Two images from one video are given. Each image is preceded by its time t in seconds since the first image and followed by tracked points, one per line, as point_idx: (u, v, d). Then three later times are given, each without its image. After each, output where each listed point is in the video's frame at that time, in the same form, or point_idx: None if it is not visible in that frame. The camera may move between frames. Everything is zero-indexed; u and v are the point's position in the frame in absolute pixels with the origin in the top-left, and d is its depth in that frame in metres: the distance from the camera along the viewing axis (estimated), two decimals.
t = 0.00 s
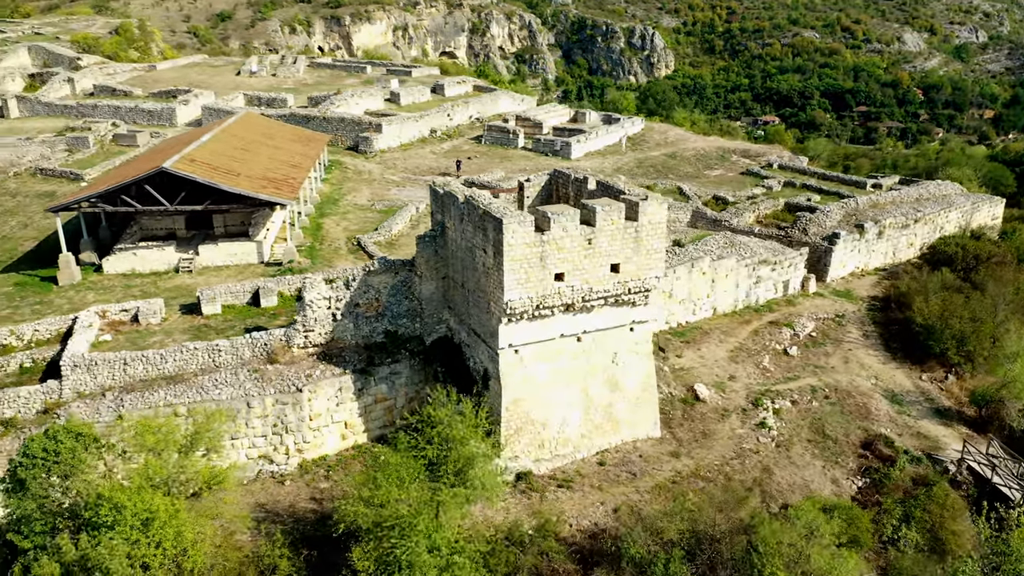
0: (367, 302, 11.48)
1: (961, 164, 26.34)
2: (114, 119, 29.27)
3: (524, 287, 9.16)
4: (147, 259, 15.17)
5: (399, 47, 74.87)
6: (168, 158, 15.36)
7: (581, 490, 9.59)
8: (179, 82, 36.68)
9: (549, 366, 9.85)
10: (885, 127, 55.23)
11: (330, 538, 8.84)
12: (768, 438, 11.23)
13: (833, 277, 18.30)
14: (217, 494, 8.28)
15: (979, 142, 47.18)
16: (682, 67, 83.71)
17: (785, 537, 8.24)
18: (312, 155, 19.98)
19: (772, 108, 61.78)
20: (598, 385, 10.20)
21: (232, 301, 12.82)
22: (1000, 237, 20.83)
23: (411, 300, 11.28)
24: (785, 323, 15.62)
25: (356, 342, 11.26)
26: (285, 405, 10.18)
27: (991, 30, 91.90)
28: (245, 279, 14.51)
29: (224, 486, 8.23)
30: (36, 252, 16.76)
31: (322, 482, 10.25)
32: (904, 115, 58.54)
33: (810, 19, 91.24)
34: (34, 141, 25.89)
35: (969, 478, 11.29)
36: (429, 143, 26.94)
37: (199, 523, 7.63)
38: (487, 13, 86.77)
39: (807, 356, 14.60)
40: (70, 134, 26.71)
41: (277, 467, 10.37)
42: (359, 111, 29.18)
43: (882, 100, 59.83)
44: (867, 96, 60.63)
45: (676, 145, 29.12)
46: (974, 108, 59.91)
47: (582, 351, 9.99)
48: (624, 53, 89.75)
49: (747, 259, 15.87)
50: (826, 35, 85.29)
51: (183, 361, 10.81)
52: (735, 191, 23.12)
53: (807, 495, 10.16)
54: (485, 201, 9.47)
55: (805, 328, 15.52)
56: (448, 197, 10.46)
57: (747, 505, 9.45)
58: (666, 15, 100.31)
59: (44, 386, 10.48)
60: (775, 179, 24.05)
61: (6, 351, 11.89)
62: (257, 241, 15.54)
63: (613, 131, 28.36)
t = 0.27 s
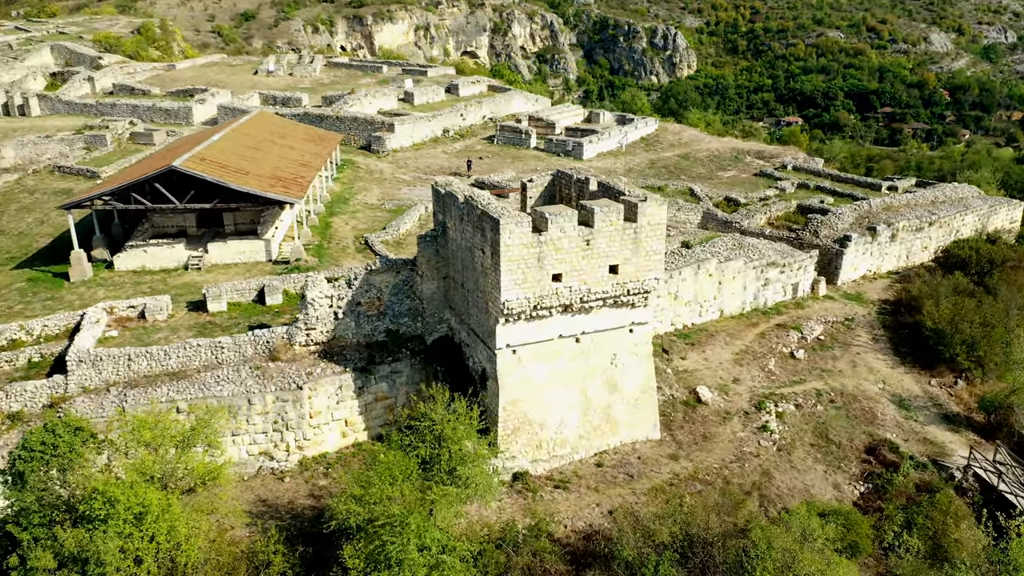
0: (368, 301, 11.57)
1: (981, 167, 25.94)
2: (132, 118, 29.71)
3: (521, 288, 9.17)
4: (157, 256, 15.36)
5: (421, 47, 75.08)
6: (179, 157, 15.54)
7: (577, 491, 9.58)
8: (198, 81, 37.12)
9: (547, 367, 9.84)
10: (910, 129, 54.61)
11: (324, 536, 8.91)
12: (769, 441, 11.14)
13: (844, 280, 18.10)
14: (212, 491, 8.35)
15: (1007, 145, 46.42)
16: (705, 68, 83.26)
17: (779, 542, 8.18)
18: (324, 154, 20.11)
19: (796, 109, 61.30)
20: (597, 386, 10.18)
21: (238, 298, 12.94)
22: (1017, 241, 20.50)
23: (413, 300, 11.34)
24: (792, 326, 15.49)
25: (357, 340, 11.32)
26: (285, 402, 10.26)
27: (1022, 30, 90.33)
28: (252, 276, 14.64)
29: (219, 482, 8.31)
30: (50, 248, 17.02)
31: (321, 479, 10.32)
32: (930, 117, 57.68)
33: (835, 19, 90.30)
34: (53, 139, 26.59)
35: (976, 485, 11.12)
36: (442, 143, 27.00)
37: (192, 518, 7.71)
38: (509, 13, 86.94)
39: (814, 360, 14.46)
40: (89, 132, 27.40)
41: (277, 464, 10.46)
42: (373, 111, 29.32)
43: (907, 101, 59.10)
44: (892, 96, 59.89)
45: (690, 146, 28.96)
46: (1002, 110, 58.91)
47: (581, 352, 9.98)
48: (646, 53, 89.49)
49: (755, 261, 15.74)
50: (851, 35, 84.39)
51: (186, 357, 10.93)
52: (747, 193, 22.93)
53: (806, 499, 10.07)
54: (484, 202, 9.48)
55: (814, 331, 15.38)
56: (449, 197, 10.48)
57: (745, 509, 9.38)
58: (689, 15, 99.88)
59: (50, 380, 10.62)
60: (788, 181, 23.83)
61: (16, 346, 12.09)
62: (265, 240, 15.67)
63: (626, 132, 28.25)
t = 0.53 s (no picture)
0: (371, 300, 11.41)
1: (1001, 170, 25.55)
2: (149, 117, 30.07)
3: (518, 288, 9.16)
4: (167, 253, 15.55)
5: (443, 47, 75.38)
6: (189, 155, 15.73)
7: (573, 492, 9.57)
8: (216, 80, 37.51)
9: (546, 367, 9.82)
10: (936, 131, 53.98)
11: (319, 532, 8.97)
12: (770, 445, 11.05)
13: (855, 284, 17.90)
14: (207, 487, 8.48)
15: None
16: (727, 68, 82.81)
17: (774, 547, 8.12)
18: (335, 154, 20.23)
19: (820, 110, 60.86)
20: (596, 387, 10.15)
21: (243, 296, 13.07)
22: None
23: (414, 299, 11.38)
24: (800, 329, 15.35)
25: (358, 339, 11.38)
26: (286, 400, 10.33)
27: None
28: (259, 274, 14.79)
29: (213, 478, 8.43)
30: (64, 245, 17.27)
31: (320, 476, 10.38)
32: (956, 118, 56.89)
33: (861, 19, 89.42)
34: (72, 137, 27.19)
35: (982, 492, 10.97)
36: (454, 143, 27.06)
37: (186, 513, 7.80)
38: (531, 13, 87.20)
39: (821, 363, 14.32)
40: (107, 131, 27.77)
41: (278, 461, 10.54)
42: (386, 111, 29.43)
43: (934, 102, 58.56)
44: (918, 98, 59.27)
45: (704, 147, 28.79)
46: None
47: (580, 353, 9.96)
48: (669, 53, 89.30)
49: (763, 263, 15.62)
50: (877, 36, 83.54)
51: (190, 354, 11.05)
52: (760, 194, 22.74)
53: (806, 504, 9.98)
54: (482, 201, 9.48)
55: (822, 334, 15.23)
56: (449, 197, 10.49)
57: (742, 512, 9.33)
58: (712, 15, 99.45)
59: (56, 375, 10.79)
60: (801, 182, 23.59)
61: (26, 340, 12.29)
62: (273, 238, 15.80)
63: (640, 132, 28.14)
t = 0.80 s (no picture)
0: (372, 298, 11.47)
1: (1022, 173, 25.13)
2: (167, 115, 30.41)
3: (515, 289, 9.16)
4: (177, 250, 15.72)
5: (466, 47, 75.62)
6: (199, 154, 15.90)
7: (569, 493, 9.55)
8: (234, 79, 37.87)
9: (544, 368, 9.82)
10: (963, 132, 53.25)
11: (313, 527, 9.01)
12: (771, 449, 10.96)
13: (866, 287, 17.69)
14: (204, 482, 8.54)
15: None
16: (751, 69, 82.22)
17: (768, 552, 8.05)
18: (346, 154, 20.36)
19: (844, 111, 60.32)
20: (594, 389, 10.13)
21: (249, 294, 13.19)
22: None
23: (416, 298, 11.42)
24: (808, 332, 15.21)
25: (360, 337, 11.45)
26: (287, 397, 10.41)
27: None
28: (267, 272, 14.92)
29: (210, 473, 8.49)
30: (78, 242, 17.52)
31: (320, 473, 10.44)
32: (984, 119, 56.04)
33: (887, 20, 88.44)
34: (91, 135, 27.70)
35: (987, 500, 10.83)
36: (467, 143, 27.11)
37: (180, 507, 7.89)
38: (553, 13, 87.27)
39: (828, 367, 14.17)
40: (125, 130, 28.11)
41: (278, 457, 10.62)
42: (400, 110, 29.53)
43: (961, 103, 57.78)
44: (945, 99, 58.59)
45: (718, 148, 28.59)
46: None
47: (578, 354, 9.95)
48: (691, 54, 88.98)
49: (771, 265, 15.50)
50: (903, 36, 82.61)
51: (193, 350, 11.17)
52: (772, 196, 22.52)
53: (805, 509, 9.89)
54: (481, 201, 9.48)
55: (830, 338, 15.08)
56: (450, 197, 10.54)
57: (739, 516, 9.27)
58: (736, 16, 98.77)
59: (63, 369, 10.95)
60: (815, 184, 23.34)
61: (36, 335, 12.48)
62: (282, 236, 15.92)
63: (653, 133, 28.00)
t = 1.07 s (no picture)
0: (374, 297, 11.57)
1: None
2: (184, 114, 30.76)
3: (512, 289, 9.17)
4: (187, 248, 15.91)
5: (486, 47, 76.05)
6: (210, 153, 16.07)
7: (565, 494, 9.54)
8: (252, 79, 38.20)
9: (541, 368, 9.82)
10: (991, 134, 52.42)
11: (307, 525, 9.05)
12: (772, 453, 10.88)
13: (877, 291, 17.48)
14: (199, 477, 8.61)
15: None
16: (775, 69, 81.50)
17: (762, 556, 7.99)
18: (357, 154, 20.47)
19: (869, 113, 59.71)
20: (592, 390, 10.12)
21: (255, 292, 13.32)
22: None
23: (418, 298, 11.46)
24: (815, 336, 15.06)
25: (362, 336, 11.52)
26: (288, 394, 10.50)
27: None
28: (274, 270, 15.06)
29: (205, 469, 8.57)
30: (91, 239, 17.78)
31: (319, 470, 10.51)
32: (1013, 122, 55.14)
33: (915, 21, 87.28)
34: (108, 133, 28.12)
35: (993, 508, 10.68)
36: (479, 143, 27.14)
37: (176, 502, 8.00)
38: (576, 13, 87.30)
39: (834, 372, 14.03)
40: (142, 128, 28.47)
41: (279, 454, 10.70)
42: (413, 110, 29.61)
43: (989, 105, 56.94)
44: (973, 101, 57.78)
45: (732, 149, 28.37)
46: None
47: (576, 355, 9.93)
48: (714, 54, 88.48)
49: (779, 268, 15.37)
50: (931, 37, 81.55)
51: (197, 347, 11.30)
52: (785, 198, 22.28)
53: (804, 514, 9.80)
54: (479, 201, 9.51)
55: (838, 342, 14.93)
56: (451, 197, 10.56)
57: (736, 520, 9.21)
58: (760, 16, 97.96)
59: (69, 364, 11.12)
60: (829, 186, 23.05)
61: (45, 331, 12.70)
62: (290, 235, 16.04)
63: (666, 134, 27.85)
